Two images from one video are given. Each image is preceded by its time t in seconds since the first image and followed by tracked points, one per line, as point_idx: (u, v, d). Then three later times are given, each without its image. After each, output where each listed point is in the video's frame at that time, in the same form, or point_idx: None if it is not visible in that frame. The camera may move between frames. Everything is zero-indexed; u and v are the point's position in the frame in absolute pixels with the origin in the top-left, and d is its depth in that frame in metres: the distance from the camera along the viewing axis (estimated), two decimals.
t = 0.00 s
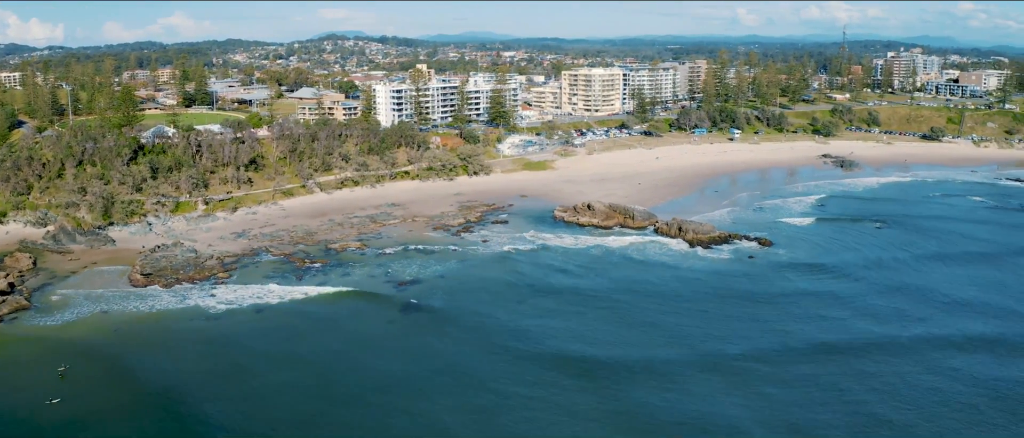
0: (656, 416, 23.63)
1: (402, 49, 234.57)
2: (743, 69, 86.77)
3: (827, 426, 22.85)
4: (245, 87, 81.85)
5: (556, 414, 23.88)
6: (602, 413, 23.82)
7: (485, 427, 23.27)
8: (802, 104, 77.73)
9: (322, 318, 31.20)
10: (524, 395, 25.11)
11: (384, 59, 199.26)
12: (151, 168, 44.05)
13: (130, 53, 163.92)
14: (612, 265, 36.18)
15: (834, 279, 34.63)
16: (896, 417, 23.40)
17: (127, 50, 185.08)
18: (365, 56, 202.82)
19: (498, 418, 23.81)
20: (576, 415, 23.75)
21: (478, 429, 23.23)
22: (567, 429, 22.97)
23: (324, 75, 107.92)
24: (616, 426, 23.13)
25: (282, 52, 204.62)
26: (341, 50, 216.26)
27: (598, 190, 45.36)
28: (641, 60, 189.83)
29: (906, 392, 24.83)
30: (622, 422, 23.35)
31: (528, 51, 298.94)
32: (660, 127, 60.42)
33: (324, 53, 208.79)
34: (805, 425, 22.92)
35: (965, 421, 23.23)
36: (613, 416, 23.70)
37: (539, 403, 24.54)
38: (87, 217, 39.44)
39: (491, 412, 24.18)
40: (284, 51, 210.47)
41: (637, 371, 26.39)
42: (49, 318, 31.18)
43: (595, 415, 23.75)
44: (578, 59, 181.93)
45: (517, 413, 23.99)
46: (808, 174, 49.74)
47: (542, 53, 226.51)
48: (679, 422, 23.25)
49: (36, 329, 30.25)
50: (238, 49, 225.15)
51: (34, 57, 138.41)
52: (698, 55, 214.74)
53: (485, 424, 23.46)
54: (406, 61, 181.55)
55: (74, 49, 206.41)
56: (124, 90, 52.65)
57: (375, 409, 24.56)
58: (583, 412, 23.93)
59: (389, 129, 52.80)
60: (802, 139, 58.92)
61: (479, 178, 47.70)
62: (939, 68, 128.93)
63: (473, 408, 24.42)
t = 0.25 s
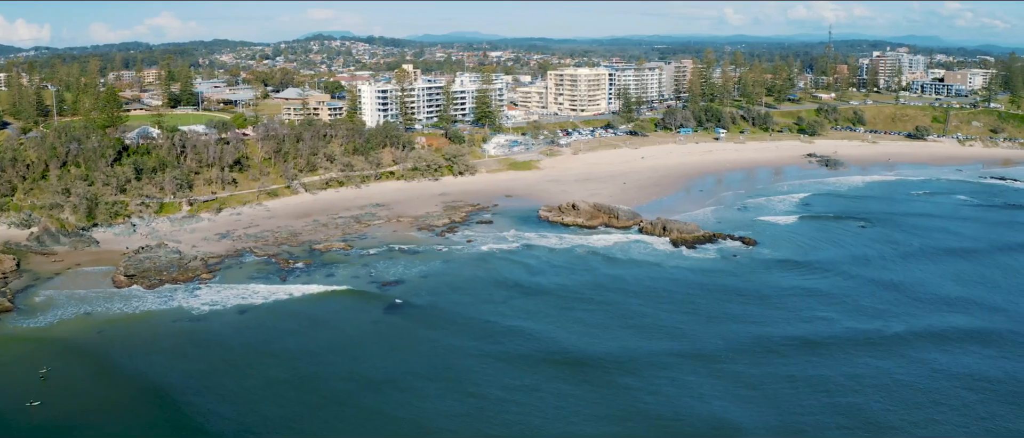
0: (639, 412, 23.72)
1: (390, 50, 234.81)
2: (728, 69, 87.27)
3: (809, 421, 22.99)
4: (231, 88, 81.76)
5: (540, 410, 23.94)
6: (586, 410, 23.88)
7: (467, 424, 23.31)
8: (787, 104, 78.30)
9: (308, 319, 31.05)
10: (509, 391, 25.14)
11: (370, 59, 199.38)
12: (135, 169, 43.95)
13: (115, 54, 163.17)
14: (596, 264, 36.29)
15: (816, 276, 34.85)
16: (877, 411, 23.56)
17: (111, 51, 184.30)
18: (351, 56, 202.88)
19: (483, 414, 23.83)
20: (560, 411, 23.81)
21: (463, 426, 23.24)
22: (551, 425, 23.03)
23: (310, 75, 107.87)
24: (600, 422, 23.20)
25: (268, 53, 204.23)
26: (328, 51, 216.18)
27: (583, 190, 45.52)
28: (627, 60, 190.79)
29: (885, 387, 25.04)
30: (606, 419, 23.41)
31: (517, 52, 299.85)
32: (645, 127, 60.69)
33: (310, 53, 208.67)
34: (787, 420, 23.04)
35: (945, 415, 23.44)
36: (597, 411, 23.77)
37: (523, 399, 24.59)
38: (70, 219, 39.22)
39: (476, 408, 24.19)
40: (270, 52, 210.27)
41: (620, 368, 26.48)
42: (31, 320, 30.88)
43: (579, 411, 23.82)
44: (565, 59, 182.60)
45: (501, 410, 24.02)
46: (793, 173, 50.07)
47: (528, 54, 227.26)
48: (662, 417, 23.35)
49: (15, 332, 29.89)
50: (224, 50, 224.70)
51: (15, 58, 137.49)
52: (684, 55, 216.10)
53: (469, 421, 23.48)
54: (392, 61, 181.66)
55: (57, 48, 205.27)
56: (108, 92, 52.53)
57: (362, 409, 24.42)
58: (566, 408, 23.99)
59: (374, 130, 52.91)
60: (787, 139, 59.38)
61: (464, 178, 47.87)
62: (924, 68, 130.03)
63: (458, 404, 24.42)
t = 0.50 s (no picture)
0: (622, 409, 23.84)
1: (378, 50, 234.73)
2: (714, 69, 87.65)
3: (791, 418, 23.12)
4: (217, 89, 81.69)
5: (523, 408, 24.00)
6: (569, 407, 23.97)
7: (450, 421, 23.42)
8: (773, 103, 78.77)
9: (292, 320, 30.97)
10: (492, 389, 25.21)
11: (357, 59, 199.47)
12: (119, 170, 43.85)
13: (99, 55, 162.35)
14: (581, 263, 36.38)
15: (799, 275, 35.06)
16: (858, 407, 23.73)
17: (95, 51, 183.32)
18: (338, 57, 202.72)
19: (466, 412, 23.87)
20: (544, 409, 23.88)
21: (446, 423, 23.27)
22: (534, 423, 23.10)
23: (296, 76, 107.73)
24: (583, 418, 23.29)
25: (254, 53, 203.67)
26: (315, 51, 215.99)
27: (568, 190, 45.66)
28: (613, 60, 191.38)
29: (863, 382, 25.32)
30: (590, 415, 23.50)
31: (506, 52, 300.24)
32: (630, 127, 60.92)
33: (297, 54, 208.13)
34: (768, 417, 23.17)
35: (925, 411, 23.63)
36: (581, 409, 23.85)
37: (508, 397, 24.65)
38: (55, 219, 38.98)
39: (460, 406, 24.21)
40: (257, 52, 209.76)
41: (603, 367, 26.59)
42: (14, 322, 30.63)
43: (563, 408, 23.89)
44: (552, 59, 182.97)
45: (486, 407, 24.08)
46: (778, 172, 50.34)
47: (515, 54, 227.67)
48: (644, 415, 23.47)
49: None
50: (211, 50, 223.95)
51: None
52: (670, 55, 217.13)
53: (453, 419, 23.49)
54: (379, 61, 181.66)
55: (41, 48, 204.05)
56: (93, 93, 52.38)
57: (347, 409, 24.36)
58: (549, 406, 24.06)
59: (359, 130, 53.00)
60: (773, 138, 59.75)
61: (450, 179, 48.02)
62: (910, 67, 130.90)
63: (442, 403, 24.46)
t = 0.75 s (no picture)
0: (606, 407, 24.01)
1: (367, 50, 234.59)
2: (702, 68, 87.95)
3: (773, 415, 23.31)
4: (204, 89, 81.49)
5: (507, 406, 24.15)
6: (553, 405, 24.13)
7: (434, 420, 23.52)
8: (760, 103, 79.12)
9: (278, 321, 30.91)
10: (477, 388, 25.35)
11: (345, 59, 199.19)
12: (105, 172, 43.77)
13: (84, 55, 161.42)
14: (566, 263, 36.54)
15: (783, 273, 35.28)
16: (839, 404, 23.96)
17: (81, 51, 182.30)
18: (325, 56, 202.28)
19: (451, 411, 24.00)
20: (528, 407, 24.04)
21: (432, 423, 23.39)
22: (519, 421, 23.25)
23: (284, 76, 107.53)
24: (567, 416, 23.46)
25: (242, 53, 202.97)
26: (303, 51, 215.59)
27: (555, 190, 45.82)
28: (602, 59, 191.61)
29: (845, 378, 25.54)
30: (574, 413, 23.66)
31: (496, 52, 300.38)
32: (618, 127, 61.15)
33: (284, 54, 207.46)
34: (750, 414, 23.37)
35: (905, 406, 23.89)
36: (565, 407, 24.01)
37: (492, 396, 24.81)
38: (40, 221, 38.85)
39: (445, 406, 24.33)
40: (244, 52, 209.07)
41: (587, 365, 26.76)
42: None
43: (546, 407, 24.06)
44: (541, 59, 183.03)
45: (471, 406, 24.22)
46: (764, 172, 50.61)
47: (503, 53, 227.77)
48: (627, 413, 23.64)
49: None
50: (198, 50, 223.19)
51: None
52: (658, 55, 217.82)
53: (438, 418, 23.61)
54: (368, 60, 181.40)
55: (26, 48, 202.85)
56: (78, 94, 52.24)
57: (334, 410, 24.36)
58: (534, 404, 24.22)
59: (346, 131, 53.07)
60: (760, 138, 60.05)
61: (437, 179, 48.14)
62: (898, 67, 131.46)
63: (427, 402, 24.57)
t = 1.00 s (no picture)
0: (593, 404, 24.11)
1: (358, 50, 234.45)
2: (692, 68, 88.17)
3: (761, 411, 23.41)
4: (194, 90, 81.39)
5: (495, 403, 24.23)
6: (541, 402, 24.22)
7: (423, 418, 23.56)
8: (751, 102, 79.38)
9: (266, 323, 30.79)
10: (465, 386, 25.42)
11: (335, 59, 199.05)
12: (94, 173, 43.74)
13: (73, 56, 160.80)
14: (555, 262, 36.64)
15: (771, 271, 35.43)
16: (825, 399, 24.09)
17: (69, 52, 181.58)
18: (316, 56, 202.06)
19: (439, 409, 24.07)
20: (517, 404, 24.13)
21: (420, 421, 23.43)
22: (507, 418, 23.33)
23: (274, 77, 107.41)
24: (555, 413, 23.55)
25: (232, 54, 202.51)
26: (294, 52, 215.33)
27: (544, 190, 45.94)
28: (593, 60, 191.88)
29: (833, 373, 25.65)
30: (562, 410, 23.75)
31: (488, 52, 300.46)
32: (607, 127, 61.33)
33: (274, 54, 207.03)
34: (737, 410, 23.48)
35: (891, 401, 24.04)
36: (552, 404, 24.11)
37: (481, 393, 24.89)
38: (28, 222, 38.74)
39: (434, 404, 24.39)
40: (233, 53, 208.58)
41: (574, 363, 26.86)
42: None
43: (534, 404, 24.15)
44: (532, 60, 183.18)
45: (459, 404, 24.27)
46: (753, 171, 50.83)
47: (494, 53, 227.88)
48: (615, 409, 23.73)
49: None
50: (188, 51, 222.69)
51: None
52: (648, 55, 218.36)
53: (426, 416, 23.67)
54: (359, 61, 181.32)
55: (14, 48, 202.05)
56: (67, 95, 52.17)
57: (326, 410, 24.25)
58: (521, 402, 24.30)
59: (336, 131, 53.15)
60: (750, 138, 60.27)
61: (426, 179, 48.24)
62: (889, 66, 131.89)
63: (416, 400, 24.63)
